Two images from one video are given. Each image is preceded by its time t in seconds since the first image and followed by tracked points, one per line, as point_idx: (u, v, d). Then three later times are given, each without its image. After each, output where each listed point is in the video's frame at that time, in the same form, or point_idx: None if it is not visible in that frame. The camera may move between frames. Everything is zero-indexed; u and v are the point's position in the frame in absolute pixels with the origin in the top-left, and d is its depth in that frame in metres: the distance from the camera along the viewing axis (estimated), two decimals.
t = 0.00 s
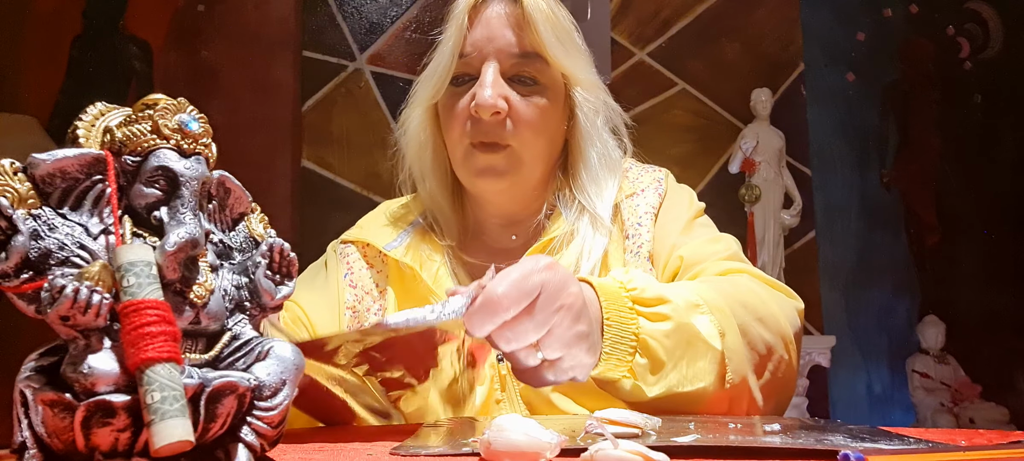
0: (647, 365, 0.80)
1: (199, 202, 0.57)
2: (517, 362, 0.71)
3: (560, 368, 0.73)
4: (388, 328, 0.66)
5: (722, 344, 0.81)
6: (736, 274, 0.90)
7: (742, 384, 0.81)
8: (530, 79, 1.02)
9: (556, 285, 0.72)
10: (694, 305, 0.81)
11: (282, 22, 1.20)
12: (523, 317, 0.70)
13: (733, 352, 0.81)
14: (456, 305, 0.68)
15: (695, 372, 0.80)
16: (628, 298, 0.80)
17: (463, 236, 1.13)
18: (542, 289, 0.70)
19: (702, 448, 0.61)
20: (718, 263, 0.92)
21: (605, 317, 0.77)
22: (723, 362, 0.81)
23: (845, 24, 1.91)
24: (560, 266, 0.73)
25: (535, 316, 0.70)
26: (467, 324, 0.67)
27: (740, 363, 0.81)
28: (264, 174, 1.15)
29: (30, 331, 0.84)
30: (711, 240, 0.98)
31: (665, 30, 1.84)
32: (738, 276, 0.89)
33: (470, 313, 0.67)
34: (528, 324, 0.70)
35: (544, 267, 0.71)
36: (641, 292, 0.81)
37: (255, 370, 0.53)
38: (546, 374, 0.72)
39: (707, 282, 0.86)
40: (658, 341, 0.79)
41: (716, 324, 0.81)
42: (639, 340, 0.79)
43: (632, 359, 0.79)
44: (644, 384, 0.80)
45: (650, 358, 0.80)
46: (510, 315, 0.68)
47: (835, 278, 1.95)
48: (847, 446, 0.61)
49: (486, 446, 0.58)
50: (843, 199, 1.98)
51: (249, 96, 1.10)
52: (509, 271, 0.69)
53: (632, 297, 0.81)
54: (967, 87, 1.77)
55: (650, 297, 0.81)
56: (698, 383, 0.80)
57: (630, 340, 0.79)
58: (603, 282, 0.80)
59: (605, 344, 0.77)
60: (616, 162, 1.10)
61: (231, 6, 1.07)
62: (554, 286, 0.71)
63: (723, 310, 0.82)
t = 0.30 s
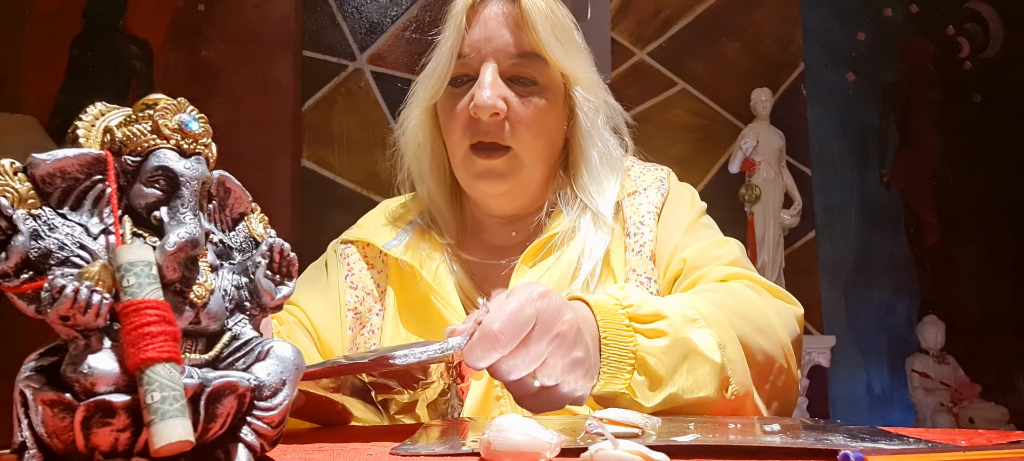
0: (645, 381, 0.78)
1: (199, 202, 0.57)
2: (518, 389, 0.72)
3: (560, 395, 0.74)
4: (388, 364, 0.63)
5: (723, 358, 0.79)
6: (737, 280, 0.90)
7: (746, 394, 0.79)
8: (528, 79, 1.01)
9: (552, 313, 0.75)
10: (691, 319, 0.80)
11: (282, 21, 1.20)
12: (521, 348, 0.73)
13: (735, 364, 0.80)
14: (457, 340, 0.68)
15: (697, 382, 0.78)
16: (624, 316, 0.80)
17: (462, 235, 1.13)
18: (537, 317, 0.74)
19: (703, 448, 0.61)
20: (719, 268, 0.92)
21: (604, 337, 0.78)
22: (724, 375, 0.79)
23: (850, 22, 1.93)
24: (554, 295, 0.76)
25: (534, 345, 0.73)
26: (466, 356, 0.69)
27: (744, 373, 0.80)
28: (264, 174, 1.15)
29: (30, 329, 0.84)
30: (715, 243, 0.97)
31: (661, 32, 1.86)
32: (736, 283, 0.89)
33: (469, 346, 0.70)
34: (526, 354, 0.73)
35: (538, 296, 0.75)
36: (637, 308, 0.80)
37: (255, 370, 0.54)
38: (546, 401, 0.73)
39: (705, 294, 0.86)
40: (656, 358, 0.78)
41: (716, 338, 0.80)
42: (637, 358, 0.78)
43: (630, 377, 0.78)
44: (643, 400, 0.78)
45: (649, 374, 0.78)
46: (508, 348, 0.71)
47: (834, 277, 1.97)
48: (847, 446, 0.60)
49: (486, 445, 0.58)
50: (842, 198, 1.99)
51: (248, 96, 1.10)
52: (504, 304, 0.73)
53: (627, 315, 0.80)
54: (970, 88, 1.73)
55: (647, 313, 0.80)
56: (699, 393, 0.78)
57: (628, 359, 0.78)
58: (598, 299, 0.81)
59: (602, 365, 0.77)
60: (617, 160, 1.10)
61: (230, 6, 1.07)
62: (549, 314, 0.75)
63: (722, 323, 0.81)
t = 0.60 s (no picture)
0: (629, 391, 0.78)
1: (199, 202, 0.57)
2: (502, 392, 0.73)
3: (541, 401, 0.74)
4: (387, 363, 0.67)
5: (712, 365, 0.79)
6: (732, 286, 0.90)
7: (738, 400, 0.79)
8: (528, 78, 1.01)
9: (542, 318, 0.75)
10: (679, 327, 0.80)
11: (283, 21, 1.20)
12: (509, 351, 0.74)
13: (725, 371, 0.79)
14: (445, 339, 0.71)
15: (687, 389, 0.77)
16: (611, 325, 0.79)
17: (460, 234, 1.12)
18: (527, 321, 0.74)
19: (702, 448, 0.61)
20: (715, 273, 0.92)
21: (588, 347, 0.77)
22: (714, 382, 0.78)
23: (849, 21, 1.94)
24: (546, 301, 0.77)
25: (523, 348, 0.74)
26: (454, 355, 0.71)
27: (735, 380, 0.79)
28: (264, 173, 1.15)
29: (31, 330, 0.84)
30: (714, 246, 0.96)
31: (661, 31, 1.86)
32: (727, 289, 0.89)
33: (458, 346, 0.71)
34: (512, 357, 0.73)
35: (528, 301, 0.76)
36: (624, 319, 0.79)
37: (255, 370, 0.54)
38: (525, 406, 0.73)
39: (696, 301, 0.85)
40: (641, 368, 0.77)
41: (706, 346, 0.79)
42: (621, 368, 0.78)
43: (614, 386, 0.77)
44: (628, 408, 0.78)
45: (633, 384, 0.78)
46: (494, 350, 0.72)
47: (834, 278, 1.96)
48: (847, 446, 0.60)
49: (486, 446, 0.58)
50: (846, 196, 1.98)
51: (249, 96, 1.10)
52: (494, 307, 0.74)
53: (615, 324, 0.79)
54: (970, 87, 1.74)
55: (634, 323, 0.79)
56: (691, 398, 0.77)
57: (612, 368, 0.78)
58: (586, 306, 0.80)
59: (586, 373, 0.77)
60: (618, 159, 1.10)
61: (230, 6, 1.07)
62: (539, 320, 0.75)
63: (711, 330, 0.80)
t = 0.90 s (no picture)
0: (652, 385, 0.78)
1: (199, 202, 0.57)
2: (526, 383, 0.74)
3: (566, 391, 0.75)
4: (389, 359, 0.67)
5: (729, 363, 0.79)
6: (739, 288, 0.90)
7: (751, 399, 0.79)
8: (528, 79, 1.01)
9: (570, 309, 0.75)
10: (699, 323, 0.80)
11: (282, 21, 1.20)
12: (535, 342, 0.74)
13: (740, 370, 0.79)
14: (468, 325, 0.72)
15: (704, 385, 0.78)
16: (636, 318, 0.79)
17: (461, 233, 1.12)
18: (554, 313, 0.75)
19: (702, 448, 0.61)
20: (722, 274, 0.92)
21: (615, 337, 0.77)
22: (729, 380, 0.78)
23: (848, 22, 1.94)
24: (575, 293, 0.76)
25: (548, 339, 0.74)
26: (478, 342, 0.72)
27: (749, 380, 0.79)
28: (264, 174, 1.15)
29: (31, 329, 0.84)
30: (718, 247, 0.96)
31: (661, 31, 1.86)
32: (737, 290, 0.88)
33: (480, 334, 0.72)
34: (538, 348, 0.74)
35: (558, 293, 0.75)
36: (650, 312, 0.79)
37: (255, 370, 0.54)
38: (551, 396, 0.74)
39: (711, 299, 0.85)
40: (663, 362, 0.78)
41: (723, 343, 0.79)
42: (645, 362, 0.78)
43: (637, 379, 0.78)
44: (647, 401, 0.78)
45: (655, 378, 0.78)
46: (517, 340, 0.73)
47: (834, 278, 1.97)
48: (848, 446, 0.60)
49: (486, 446, 0.58)
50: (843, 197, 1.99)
51: (248, 96, 1.10)
52: (520, 295, 0.74)
53: (640, 317, 0.80)
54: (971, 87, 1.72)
55: (659, 317, 0.79)
56: (704, 394, 0.78)
57: (635, 362, 0.78)
58: (612, 297, 0.80)
59: (611, 365, 0.77)
60: (617, 159, 1.10)
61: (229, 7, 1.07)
62: (566, 314, 0.75)
63: (729, 330, 0.80)
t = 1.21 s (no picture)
0: (643, 394, 0.78)
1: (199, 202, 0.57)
2: (520, 397, 0.75)
3: (560, 403, 0.75)
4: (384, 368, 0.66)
5: (724, 368, 0.79)
6: (739, 292, 0.89)
7: (751, 402, 0.79)
8: (529, 80, 1.01)
9: (562, 325, 0.76)
10: (692, 331, 0.80)
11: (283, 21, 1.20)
12: (529, 357, 0.75)
13: (737, 373, 0.79)
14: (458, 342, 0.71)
15: (698, 392, 0.78)
16: (627, 328, 0.79)
17: (462, 233, 1.13)
18: (547, 329, 0.76)
19: (701, 448, 0.61)
20: (723, 278, 0.92)
21: (605, 347, 0.77)
22: (726, 384, 0.79)
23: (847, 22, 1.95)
24: (566, 308, 0.77)
25: (542, 354, 0.75)
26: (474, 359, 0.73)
27: (747, 383, 0.79)
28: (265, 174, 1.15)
29: (30, 329, 0.84)
30: (719, 251, 0.96)
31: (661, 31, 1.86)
32: (735, 295, 0.88)
33: (479, 351, 0.72)
34: (531, 363, 0.75)
35: (550, 308, 0.76)
36: (640, 322, 0.79)
37: (255, 370, 0.54)
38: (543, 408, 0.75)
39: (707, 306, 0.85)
40: (654, 372, 0.78)
41: (718, 349, 0.79)
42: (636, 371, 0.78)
43: (628, 388, 0.78)
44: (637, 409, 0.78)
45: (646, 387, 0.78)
46: (510, 357, 0.74)
47: (834, 277, 1.97)
48: (847, 446, 0.60)
49: (486, 445, 0.58)
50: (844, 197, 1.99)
51: (248, 97, 1.10)
52: (512, 312, 0.75)
53: (631, 327, 0.79)
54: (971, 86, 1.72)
55: (649, 327, 0.79)
56: (699, 400, 0.78)
57: (627, 373, 0.78)
58: (602, 308, 0.79)
59: (601, 376, 0.77)
60: (618, 160, 1.10)
61: (229, 7, 1.07)
62: (556, 328, 0.76)
63: (723, 335, 0.80)
